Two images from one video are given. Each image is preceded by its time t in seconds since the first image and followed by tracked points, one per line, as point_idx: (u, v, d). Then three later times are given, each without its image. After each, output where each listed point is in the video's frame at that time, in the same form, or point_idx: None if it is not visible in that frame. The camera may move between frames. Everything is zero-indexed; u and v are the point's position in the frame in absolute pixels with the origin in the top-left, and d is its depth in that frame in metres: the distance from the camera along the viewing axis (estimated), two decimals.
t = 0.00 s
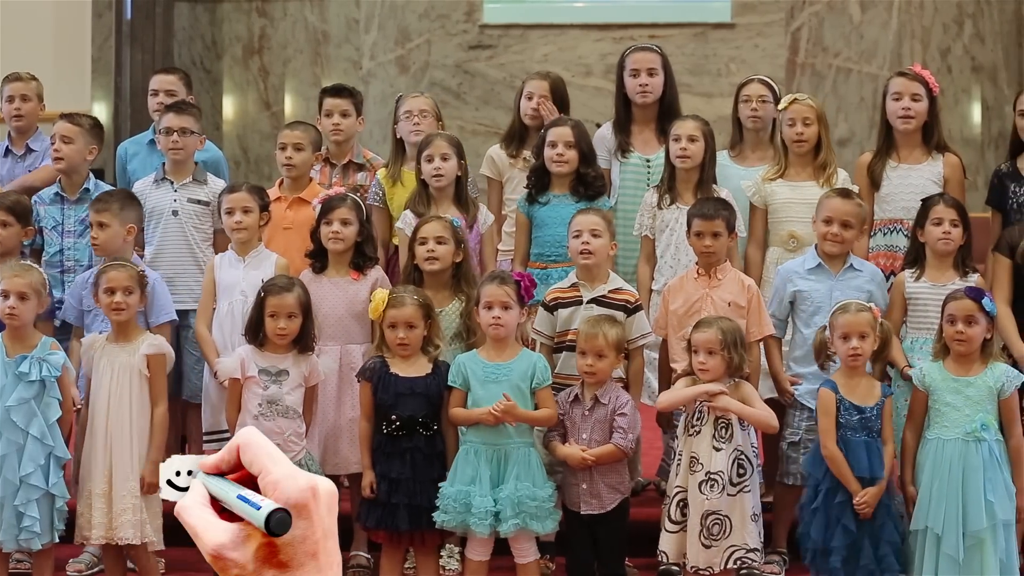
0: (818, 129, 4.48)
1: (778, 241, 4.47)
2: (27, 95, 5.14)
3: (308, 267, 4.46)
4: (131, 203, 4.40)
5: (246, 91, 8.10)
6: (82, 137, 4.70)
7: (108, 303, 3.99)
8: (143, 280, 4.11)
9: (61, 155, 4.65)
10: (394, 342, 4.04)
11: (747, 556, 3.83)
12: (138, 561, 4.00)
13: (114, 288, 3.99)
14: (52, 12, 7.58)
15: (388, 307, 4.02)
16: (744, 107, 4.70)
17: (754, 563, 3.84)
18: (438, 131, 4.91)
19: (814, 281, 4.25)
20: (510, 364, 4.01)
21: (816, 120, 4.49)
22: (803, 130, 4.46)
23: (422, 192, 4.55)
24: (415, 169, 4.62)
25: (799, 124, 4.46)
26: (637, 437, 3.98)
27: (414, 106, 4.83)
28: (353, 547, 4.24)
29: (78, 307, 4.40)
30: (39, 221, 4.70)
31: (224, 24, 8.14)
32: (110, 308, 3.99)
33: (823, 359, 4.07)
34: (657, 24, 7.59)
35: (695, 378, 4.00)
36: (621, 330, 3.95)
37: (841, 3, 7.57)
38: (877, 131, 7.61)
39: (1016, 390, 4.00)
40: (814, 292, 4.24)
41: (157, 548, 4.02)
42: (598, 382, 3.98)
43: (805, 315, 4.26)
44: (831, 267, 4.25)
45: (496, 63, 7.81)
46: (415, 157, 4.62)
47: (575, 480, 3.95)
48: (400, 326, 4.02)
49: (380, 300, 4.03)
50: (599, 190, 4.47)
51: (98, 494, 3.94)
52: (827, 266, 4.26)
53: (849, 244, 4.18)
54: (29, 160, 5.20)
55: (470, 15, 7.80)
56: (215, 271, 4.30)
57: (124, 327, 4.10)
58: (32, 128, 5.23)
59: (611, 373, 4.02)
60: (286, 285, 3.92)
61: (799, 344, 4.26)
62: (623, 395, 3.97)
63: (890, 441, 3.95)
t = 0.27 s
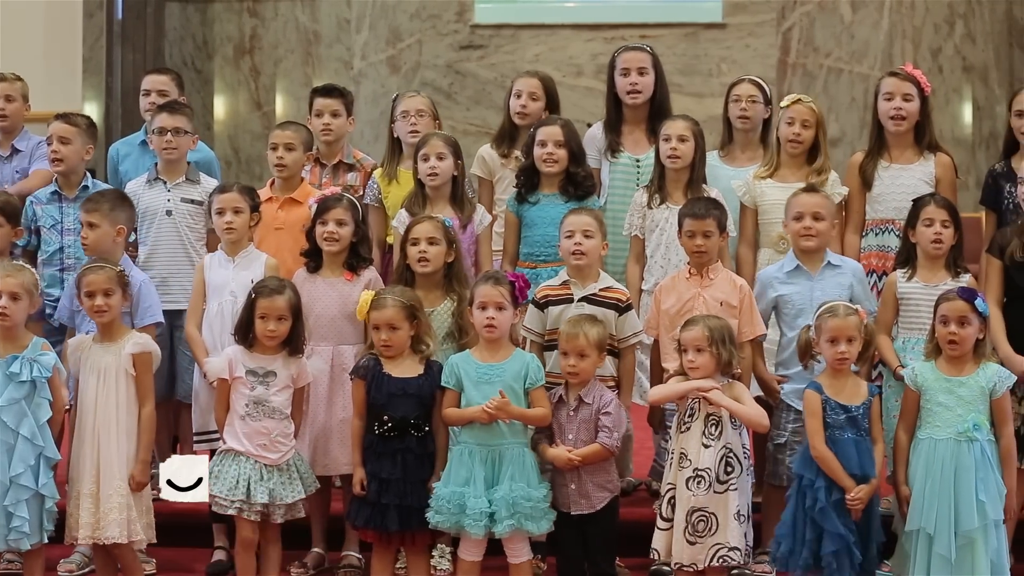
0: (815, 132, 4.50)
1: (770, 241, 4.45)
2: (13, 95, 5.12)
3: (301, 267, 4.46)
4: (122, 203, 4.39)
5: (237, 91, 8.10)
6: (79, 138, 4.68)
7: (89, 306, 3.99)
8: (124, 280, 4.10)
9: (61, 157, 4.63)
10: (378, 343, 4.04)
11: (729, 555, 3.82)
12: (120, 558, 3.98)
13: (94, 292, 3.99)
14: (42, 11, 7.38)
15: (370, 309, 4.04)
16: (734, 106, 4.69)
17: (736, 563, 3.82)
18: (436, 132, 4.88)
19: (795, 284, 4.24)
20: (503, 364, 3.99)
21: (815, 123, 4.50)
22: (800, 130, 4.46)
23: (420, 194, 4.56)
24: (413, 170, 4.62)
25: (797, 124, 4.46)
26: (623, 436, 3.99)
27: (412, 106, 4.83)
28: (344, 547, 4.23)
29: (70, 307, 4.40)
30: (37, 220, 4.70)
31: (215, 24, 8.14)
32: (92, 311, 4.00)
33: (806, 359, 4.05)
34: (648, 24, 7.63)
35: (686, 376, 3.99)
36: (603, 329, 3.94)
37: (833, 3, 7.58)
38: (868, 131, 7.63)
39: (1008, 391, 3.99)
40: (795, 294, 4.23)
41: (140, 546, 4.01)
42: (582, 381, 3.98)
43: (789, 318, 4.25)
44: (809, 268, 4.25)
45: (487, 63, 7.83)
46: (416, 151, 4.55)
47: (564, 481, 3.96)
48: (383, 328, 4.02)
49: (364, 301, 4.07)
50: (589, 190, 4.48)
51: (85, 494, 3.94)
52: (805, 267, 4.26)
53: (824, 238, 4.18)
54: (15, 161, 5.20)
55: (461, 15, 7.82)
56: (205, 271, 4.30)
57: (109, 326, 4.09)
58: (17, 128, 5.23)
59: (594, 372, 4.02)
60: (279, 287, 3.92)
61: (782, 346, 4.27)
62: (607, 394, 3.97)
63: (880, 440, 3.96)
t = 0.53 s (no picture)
0: (806, 131, 4.49)
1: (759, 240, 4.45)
2: None
3: (294, 266, 4.45)
4: (115, 204, 4.40)
5: (229, 91, 8.09)
6: (78, 138, 4.70)
7: (76, 301, 4.00)
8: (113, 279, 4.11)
9: (60, 156, 4.65)
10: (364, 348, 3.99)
11: (733, 553, 3.82)
12: (110, 559, 3.98)
13: (81, 287, 4.00)
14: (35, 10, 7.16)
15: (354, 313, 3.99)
16: (724, 106, 4.69)
17: (740, 559, 3.83)
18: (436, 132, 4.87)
19: (773, 287, 4.27)
20: (498, 365, 3.95)
21: (806, 122, 4.50)
22: (792, 130, 4.46)
23: (418, 194, 4.56)
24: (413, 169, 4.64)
25: (789, 123, 4.46)
26: (612, 435, 4.00)
27: (413, 106, 4.80)
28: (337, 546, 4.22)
29: (58, 307, 4.42)
30: (37, 219, 4.67)
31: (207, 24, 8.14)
32: (78, 306, 4.00)
33: (797, 357, 4.05)
34: (641, 24, 7.64)
35: (678, 377, 3.99)
36: (590, 328, 3.94)
37: (825, 3, 7.65)
38: (860, 130, 7.65)
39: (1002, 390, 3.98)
40: (775, 297, 4.26)
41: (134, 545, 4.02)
42: (570, 381, 3.98)
43: (771, 321, 4.27)
44: (787, 270, 4.26)
45: (480, 63, 7.84)
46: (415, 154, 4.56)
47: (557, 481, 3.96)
48: (367, 333, 3.97)
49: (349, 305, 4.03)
50: (580, 189, 4.48)
51: (79, 495, 3.94)
52: (783, 270, 4.27)
53: (796, 241, 4.20)
54: None
55: (454, 15, 7.86)
56: (196, 271, 4.29)
57: (97, 326, 4.09)
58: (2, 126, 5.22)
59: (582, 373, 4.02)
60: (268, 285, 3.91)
61: (767, 349, 4.25)
62: (595, 393, 3.99)
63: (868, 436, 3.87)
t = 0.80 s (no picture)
0: (795, 130, 4.50)
1: (748, 241, 4.45)
2: None
3: (282, 267, 4.44)
4: (107, 204, 4.40)
5: (219, 91, 8.11)
6: (64, 138, 4.68)
7: (63, 301, 3.99)
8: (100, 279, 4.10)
9: (46, 158, 4.65)
10: (360, 346, 3.99)
11: (724, 554, 3.81)
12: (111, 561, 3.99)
13: (68, 286, 3.99)
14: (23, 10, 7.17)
15: (351, 312, 3.98)
16: (713, 107, 4.69)
17: (731, 560, 3.83)
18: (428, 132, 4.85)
19: (759, 284, 4.27)
20: (492, 366, 3.94)
21: (794, 122, 4.50)
22: (780, 130, 4.47)
23: (412, 195, 4.57)
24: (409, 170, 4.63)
25: (777, 123, 4.47)
26: (601, 435, 3.97)
27: (405, 105, 4.78)
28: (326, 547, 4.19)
29: (48, 308, 4.41)
30: (23, 220, 4.68)
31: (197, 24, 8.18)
32: (66, 306, 3.99)
33: (788, 357, 4.10)
34: (631, 24, 7.64)
35: (670, 377, 3.99)
36: (579, 329, 3.94)
37: (815, 3, 7.67)
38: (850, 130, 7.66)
39: (992, 389, 3.98)
40: (760, 294, 4.26)
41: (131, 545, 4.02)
42: (560, 382, 3.97)
43: (754, 319, 4.26)
44: (775, 269, 4.27)
45: (470, 63, 7.84)
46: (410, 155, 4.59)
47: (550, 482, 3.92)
48: (365, 331, 3.98)
49: (344, 305, 3.99)
50: (570, 189, 4.48)
51: (73, 498, 3.93)
52: (771, 269, 4.28)
53: (785, 240, 4.19)
54: None
55: (444, 15, 7.86)
56: (184, 271, 4.29)
57: (87, 328, 4.09)
58: None
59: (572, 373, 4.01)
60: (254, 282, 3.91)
61: (751, 346, 4.24)
62: (584, 394, 3.97)
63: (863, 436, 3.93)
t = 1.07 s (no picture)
0: (781, 130, 4.50)
1: (736, 240, 4.46)
2: None
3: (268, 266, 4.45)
4: (96, 203, 4.40)
5: (206, 91, 8.15)
6: (42, 138, 4.68)
7: (63, 289, 4.00)
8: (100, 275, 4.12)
9: (21, 157, 4.63)
10: (354, 343, 3.97)
11: (708, 559, 3.82)
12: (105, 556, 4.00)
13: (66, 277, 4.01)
14: (10, 10, 7.17)
15: (350, 308, 3.95)
16: (700, 107, 4.69)
17: (716, 565, 3.83)
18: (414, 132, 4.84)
19: (753, 281, 4.26)
20: (479, 366, 3.93)
21: (780, 121, 4.50)
22: (767, 130, 4.46)
23: (403, 195, 4.57)
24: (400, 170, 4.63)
25: (763, 123, 4.46)
26: (589, 437, 3.99)
27: (392, 105, 4.76)
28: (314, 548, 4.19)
29: (39, 306, 4.42)
30: None
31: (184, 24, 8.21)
32: (65, 295, 4.01)
33: (778, 359, 4.07)
34: (618, 24, 7.65)
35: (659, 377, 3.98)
36: (571, 330, 3.93)
37: (802, 3, 7.68)
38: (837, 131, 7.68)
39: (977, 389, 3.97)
40: (754, 291, 4.24)
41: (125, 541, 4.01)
42: (550, 382, 3.96)
43: (745, 315, 4.26)
44: (771, 267, 4.26)
45: (457, 63, 7.83)
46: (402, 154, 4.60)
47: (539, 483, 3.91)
48: (362, 327, 3.96)
49: (343, 301, 3.96)
50: (558, 187, 4.47)
51: (62, 491, 3.94)
52: (767, 266, 4.27)
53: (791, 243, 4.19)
54: None
55: (432, 15, 7.84)
56: (171, 271, 4.30)
57: (80, 322, 4.08)
58: None
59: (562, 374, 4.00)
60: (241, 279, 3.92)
61: (741, 343, 4.24)
62: (574, 395, 3.96)
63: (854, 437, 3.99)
